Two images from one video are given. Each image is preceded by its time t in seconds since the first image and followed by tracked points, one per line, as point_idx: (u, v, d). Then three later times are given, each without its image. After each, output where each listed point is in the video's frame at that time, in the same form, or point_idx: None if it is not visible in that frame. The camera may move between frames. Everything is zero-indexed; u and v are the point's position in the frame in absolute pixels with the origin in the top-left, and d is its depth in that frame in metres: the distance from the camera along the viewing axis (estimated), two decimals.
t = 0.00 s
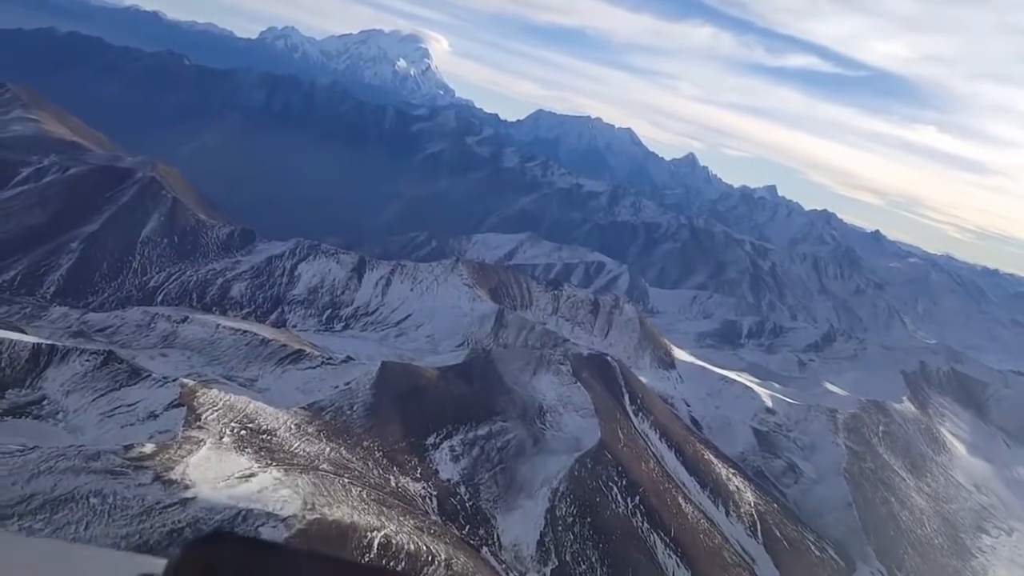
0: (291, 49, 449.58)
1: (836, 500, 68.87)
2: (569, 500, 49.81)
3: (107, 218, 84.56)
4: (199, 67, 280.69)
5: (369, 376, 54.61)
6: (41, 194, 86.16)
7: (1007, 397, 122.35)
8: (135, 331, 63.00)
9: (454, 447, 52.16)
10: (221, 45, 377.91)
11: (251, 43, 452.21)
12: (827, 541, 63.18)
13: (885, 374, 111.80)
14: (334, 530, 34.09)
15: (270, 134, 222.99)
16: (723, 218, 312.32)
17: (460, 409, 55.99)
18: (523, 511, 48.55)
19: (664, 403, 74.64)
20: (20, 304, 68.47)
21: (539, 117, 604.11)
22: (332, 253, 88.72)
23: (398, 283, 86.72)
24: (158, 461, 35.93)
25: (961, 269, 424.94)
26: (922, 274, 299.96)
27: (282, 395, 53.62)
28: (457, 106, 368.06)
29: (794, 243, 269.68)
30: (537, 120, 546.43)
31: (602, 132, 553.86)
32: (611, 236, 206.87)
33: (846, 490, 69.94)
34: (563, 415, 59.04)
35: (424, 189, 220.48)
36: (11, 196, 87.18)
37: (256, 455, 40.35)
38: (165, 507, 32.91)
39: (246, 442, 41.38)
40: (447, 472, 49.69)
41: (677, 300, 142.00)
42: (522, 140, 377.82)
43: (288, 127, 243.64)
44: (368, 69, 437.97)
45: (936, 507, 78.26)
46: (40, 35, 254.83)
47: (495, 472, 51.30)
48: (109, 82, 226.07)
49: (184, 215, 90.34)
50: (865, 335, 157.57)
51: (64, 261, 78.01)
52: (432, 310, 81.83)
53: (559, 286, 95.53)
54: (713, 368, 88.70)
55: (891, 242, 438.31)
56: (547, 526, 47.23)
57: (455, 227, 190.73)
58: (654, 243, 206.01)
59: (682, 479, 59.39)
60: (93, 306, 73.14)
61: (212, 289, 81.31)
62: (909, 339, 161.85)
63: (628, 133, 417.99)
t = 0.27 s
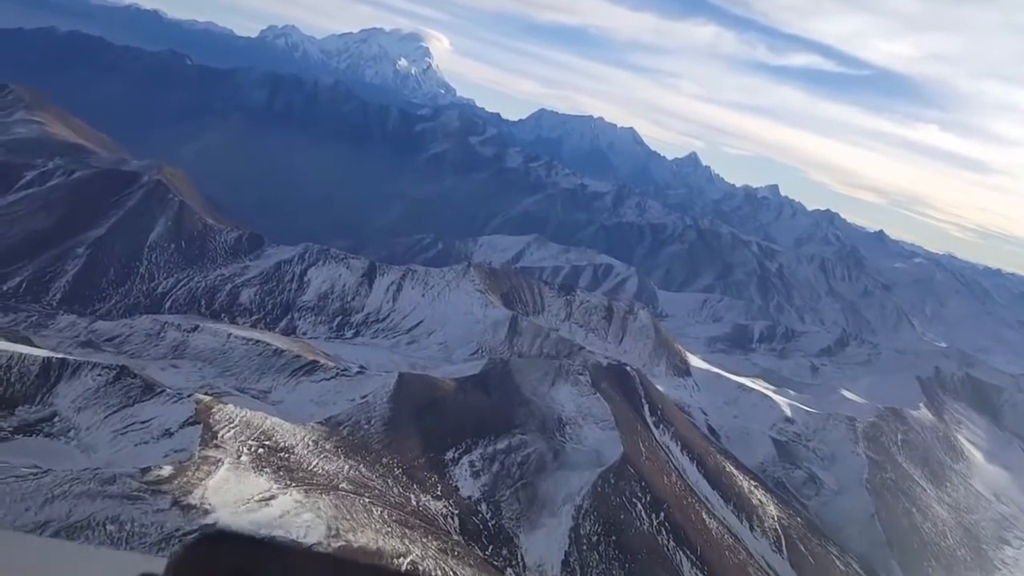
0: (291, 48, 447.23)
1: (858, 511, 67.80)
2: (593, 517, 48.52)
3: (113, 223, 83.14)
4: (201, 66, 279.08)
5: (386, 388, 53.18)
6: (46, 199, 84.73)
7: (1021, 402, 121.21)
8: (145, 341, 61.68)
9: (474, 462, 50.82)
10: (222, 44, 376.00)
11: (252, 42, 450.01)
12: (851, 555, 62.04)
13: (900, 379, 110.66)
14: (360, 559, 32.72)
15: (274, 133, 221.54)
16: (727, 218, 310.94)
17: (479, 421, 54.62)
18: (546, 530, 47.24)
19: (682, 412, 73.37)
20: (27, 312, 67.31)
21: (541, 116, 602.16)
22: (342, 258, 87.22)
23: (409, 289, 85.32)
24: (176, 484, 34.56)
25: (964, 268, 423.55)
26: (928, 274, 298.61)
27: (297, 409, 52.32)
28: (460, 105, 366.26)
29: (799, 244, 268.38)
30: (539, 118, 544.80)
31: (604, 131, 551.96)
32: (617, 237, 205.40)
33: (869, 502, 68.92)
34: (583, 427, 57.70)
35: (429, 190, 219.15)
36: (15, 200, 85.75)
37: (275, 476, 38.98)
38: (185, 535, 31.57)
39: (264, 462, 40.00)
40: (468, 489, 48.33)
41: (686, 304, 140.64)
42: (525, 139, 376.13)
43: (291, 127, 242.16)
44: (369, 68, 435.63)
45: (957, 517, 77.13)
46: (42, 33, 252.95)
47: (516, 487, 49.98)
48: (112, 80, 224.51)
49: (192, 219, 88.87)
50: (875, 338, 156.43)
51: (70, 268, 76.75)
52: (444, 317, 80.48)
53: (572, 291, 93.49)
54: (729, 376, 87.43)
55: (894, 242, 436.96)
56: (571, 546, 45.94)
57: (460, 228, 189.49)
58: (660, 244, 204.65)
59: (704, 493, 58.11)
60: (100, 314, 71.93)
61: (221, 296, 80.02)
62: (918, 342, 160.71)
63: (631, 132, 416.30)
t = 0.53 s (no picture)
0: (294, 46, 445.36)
1: (882, 522, 66.93)
2: (619, 534, 47.26)
3: (122, 226, 81.89)
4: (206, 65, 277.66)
5: (405, 399, 51.83)
6: (54, 201, 83.51)
7: None
8: (157, 348, 60.46)
9: (496, 475, 49.52)
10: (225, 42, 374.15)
11: (255, 40, 448.43)
12: (878, 567, 61.03)
13: (916, 383, 109.46)
14: None
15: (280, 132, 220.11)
16: (734, 217, 309.48)
17: (500, 432, 53.30)
18: (571, 547, 45.96)
19: (702, 420, 72.18)
20: (35, 318, 66.22)
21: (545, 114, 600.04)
22: (354, 262, 85.87)
23: (422, 293, 84.01)
24: (197, 507, 33.28)
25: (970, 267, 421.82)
26: (935, 274, 297.03)
27: (315, 420, 51.07)
28: (465, 104, 364.72)
29: (806, 242, 266.83)
30: (542, 117, 542.58)
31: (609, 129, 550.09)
32: (625, 238, 203.92)
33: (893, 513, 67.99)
34: (605, 438, 56.43)
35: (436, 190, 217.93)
36: (23, 203, 84.57)
37: (297, 495, 37.67)
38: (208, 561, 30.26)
39: (285, 480, 38.69)
40: (490, 504, 46.99)
41: (697, 306, 139.22)
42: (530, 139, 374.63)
43: (296, 125, 240.70)
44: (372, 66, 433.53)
45: (981, 525, 75.98)
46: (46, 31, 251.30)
47: (540, 502, 48.71)
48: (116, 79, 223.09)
49: (201, 222, 87.54)
50: (886, 340, 155.14)
51: (79, 272, 75.65)
52: (458, 322, 79.21)
53: (587, 295, 92.17)
54: (747, 382, 86.15)
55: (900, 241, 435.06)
56: (598, 564, 44.66)
57: (467, 228, 188.25)
58: (669, 245, 203.37)
59: (729, 505, 56.86)
60: (110, 320, 70.82)
61: (232, 301, 78.77)
62: (931, 344, 159.45)
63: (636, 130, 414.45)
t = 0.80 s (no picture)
0: (296, 43, 442.69)
1: (907, 534, 65.82)
2: (647, 552, 45.88)
3: (130, 230, 80.58)
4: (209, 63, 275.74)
5: (424, 411, 50.30)
6: (60, 204, 82.13)
7: None
8: (167, 357, 59.13)
9: (518, 491, 48.08)
10: (227, 39, 371.83)
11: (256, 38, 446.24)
12: None
13: (932, 389, 108.36)
14: None
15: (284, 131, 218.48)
16: (739, 216, 307.87)
17: (521, 446, 51.80)
18: (597, 566, 44.56)
19: (722, 429, 70.90)
20: (43, 325, 65.01)
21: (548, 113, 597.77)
22: (365, 267, 84.38)
23: (434, 298, 82.56)
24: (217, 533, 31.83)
25: (974, 267, 420.90)
26: (941, 274, 295.81)
27: (331, 434, 49.62)
28: (467, 102, 362.76)
29: (811, 243, 266.04)
30: (544, 115, 540.46)
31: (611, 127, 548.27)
32: (632, 238, 202.54)
33: (918, 525, 66.93)
34: (627, 450, 55.04)
35: (441, 189, 216.58)
36: (28, 205, 83.18)
37: (319, 516, 36.23)
38: None
39: (306, 501, 37.26)
40: (513, 522, 45.53)
41: (708, 309, 137.84)
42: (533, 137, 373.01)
43: (300, 124, 238.99)
44: (375, 63, 431.19)
45: (1004, 535, 74.85)
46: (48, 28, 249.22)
47: (564, 519, 47.29)
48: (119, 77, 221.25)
49: (209, 224, 86.04)
50: (897, 343, 154.03)
51: (86, 277, 74.43)
52: (472, 328, 77.90)
53: (601, 299, 90.78)
54: (765, 389, 84.88)
55: (904, 240, 433.86)
56: None
57: (473, 229, 187.00)
58: (676, 245, 202.12)
59: (755, 518, 55.51)
60: (118, 327, 69.58)
61: (241, 306, 77.44)
62: (941, 347, 158.29)
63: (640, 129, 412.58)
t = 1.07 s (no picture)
0: (298, 43, 440.63)
1: (934, 548, 64.71)
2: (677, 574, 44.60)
3: (138, 237, 79.20)
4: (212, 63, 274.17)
5: (445, 427, 48.87)
6: (67, 210, 80.80)
7: None
8: (179, 369, 57.74)
9: (543, 509, 46.70)
10: (229, 38, 369.88)
11: (258, 37, 444.16)
12: None
13: (948, 395, 107.29)
14: None
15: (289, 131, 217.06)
16: (745, 216, 306.60)
17: (545, 462, 50.34)
18: None
19: (744, 440, 69.64)
20: (51, 336, 63.77)
21: (550, 111, 595.58)
22: (376, 273, 82.89)
23: (447, 305, 81.15)
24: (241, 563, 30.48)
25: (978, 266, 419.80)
26: (947, 275, 294.92)
27: (350, 450, 48.24)
28: (471, 101, 361.18)
29: (817, 244, 265.11)
30: (547, 114, 538.60)
31: (614, 126, 546.41)
32: (640, 240, 201.14)
33: (944, 538, 65.85)
34: (652, 465, 53.68)
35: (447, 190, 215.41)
36: (35, 210, 81.83)
37: (343, 542, 34.86)
38: None
39: (330, 525, 35.91)
40: (539, 542, 44.20)
41: (719, 313, 136.47)
42: (537, 137, 371.56)
43: (304, 125, 237.57)
44: (377, 63, 429.29)
45: None
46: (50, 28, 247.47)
47: (590, 540, 45.97)
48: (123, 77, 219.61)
49: (218, 230, 84.53)
50: (908, 347, 152.92)
51: (94, 285, 73.12)
52: (487, 336, 76.53)
53: (615, 305, 89.35)
54: (783, 398, 83.69)
55: (908, 240, 432.81)
56: None
57: (479, 231, 185.81)
58: (683, 247, 200.80)
59: (783, 535, 54.16)
60: (127, 336, 68.25)
61: (252, 314, 76.07)
62: (952, 350, 157.32)
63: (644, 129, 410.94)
